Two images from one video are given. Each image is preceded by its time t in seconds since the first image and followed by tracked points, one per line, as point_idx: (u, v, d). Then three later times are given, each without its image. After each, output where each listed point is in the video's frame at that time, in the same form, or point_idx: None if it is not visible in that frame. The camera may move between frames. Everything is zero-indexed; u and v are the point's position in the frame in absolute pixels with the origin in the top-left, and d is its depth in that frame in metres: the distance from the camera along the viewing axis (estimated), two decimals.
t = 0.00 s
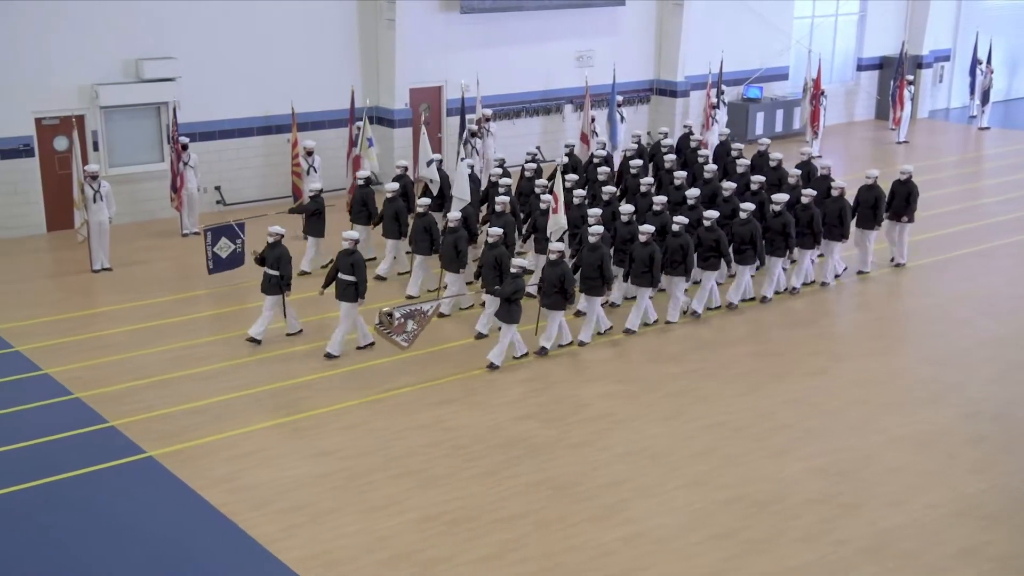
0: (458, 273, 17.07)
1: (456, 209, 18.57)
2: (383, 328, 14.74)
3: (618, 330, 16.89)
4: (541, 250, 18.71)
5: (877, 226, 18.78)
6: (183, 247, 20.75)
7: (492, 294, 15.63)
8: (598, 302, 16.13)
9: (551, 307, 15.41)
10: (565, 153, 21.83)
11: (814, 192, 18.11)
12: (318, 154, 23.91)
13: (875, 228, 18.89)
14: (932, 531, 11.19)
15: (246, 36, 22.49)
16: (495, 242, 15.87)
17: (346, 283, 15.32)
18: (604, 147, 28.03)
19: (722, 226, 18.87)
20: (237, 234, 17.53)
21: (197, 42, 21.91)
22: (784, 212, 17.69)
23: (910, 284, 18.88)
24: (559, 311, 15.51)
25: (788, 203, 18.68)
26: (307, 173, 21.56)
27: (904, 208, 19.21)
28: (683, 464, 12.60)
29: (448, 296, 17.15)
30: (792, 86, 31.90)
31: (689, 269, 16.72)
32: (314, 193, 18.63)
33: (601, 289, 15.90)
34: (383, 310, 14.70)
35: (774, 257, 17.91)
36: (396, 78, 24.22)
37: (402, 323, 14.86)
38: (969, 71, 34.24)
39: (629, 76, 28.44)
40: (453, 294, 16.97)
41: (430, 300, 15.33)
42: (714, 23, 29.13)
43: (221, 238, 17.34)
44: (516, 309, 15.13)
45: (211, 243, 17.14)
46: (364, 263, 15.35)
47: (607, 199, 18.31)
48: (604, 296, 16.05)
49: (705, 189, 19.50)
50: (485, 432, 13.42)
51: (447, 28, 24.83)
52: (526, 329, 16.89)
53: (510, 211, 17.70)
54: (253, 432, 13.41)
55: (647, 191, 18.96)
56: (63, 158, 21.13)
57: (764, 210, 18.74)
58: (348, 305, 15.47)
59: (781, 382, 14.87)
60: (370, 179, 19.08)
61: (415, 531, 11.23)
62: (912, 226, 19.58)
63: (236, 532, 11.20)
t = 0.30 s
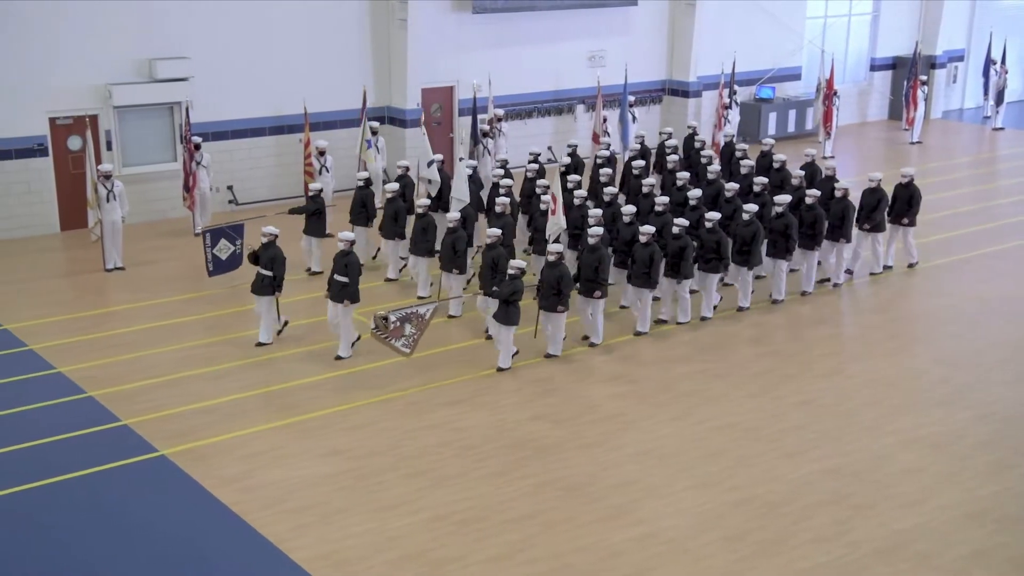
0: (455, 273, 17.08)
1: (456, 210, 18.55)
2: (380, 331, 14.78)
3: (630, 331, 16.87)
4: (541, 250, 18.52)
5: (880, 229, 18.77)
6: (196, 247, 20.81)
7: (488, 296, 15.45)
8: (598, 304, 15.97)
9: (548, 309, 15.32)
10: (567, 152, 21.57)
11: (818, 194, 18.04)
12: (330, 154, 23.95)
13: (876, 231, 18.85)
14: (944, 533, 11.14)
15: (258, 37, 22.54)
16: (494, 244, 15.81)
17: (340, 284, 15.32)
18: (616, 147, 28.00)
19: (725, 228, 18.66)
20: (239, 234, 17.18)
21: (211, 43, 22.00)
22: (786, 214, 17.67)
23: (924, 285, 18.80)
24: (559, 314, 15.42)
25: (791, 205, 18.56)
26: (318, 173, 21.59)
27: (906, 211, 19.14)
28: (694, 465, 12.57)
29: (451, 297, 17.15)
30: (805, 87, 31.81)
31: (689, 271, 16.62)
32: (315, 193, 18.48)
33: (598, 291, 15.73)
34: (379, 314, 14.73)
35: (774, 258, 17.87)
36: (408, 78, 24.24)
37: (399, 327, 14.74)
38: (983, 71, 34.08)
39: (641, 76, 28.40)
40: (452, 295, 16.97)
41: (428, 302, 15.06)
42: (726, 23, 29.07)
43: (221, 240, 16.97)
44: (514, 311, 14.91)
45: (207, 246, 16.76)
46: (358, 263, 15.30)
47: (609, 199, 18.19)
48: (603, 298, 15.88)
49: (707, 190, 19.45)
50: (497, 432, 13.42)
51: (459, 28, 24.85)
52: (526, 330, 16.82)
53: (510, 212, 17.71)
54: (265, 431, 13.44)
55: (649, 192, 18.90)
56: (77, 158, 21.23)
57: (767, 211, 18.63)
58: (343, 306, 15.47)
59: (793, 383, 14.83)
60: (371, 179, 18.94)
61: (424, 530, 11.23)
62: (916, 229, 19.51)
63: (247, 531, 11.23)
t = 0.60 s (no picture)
0: (452, 278, 16.84)
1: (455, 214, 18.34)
2: (375, 338, 14.54)
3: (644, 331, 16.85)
4: (541, 253, 18.46)
5: (883, 233, 18.57)
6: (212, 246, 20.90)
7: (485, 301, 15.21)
8: (597, 308, 15.77)
9: (545, 314, 15.21)
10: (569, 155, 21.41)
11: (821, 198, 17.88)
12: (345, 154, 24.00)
13: (879, 233, 18.68)
14: (959, 536, 11.08)
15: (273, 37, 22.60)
16: (492, 248, 15.60)
17: (334, 289, 15.18)
18: (631, 147, 27.96)
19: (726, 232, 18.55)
20: (239, 241, 16.84)
21: (229, 42, 22.09)
22: (788, 219, 17.51)
23: (940, 286, 18.72)
24: (557, 319, 15.30)
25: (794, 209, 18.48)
26: (333, 173, 21.58)
27: (912, 215, 18.82)
28: (708, 466, 12.55)
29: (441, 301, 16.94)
30: (821, 87, 31.68)
31: (689, 275, 16.50)
32: (314, 196, 18.26)
33: (592, 296, 15.51)
34: (374, 320, 14.51)
35: (774, 263, 17.72)
36: (423, 78, 24.27)
37: (394, 333, 14.58)
38: (1000, 72, 33.88)
39: (656, 77, 28.34)
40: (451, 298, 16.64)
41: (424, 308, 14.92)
42: (742, 24, 29.01)
43: (221, 245, 16.67)
44: (512, 316, 14.79)
45: (207, 251, 16.52)
46: (354, 267, 15.14)
47: (611, 202, 18.14)
48: (604, 303, 15.72)
49: (709, 195, 19.30)
50: (511, 432, 13.42)
51: (474, 29, 24.86)
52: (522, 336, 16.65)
53: (507, 215, 17.36)
54: (279, 430, 13.47)
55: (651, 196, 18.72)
56: (94, 157, 21.35)
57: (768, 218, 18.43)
58: (337, 311, 15.29)
59: (807, 385, 14.78)
60: (371, 181, 18.80)
61: (437, 530, 11.25)
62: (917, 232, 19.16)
63: (262, 530, 11.27)
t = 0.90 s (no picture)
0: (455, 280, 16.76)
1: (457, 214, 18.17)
2: (370, 341, 14.42)
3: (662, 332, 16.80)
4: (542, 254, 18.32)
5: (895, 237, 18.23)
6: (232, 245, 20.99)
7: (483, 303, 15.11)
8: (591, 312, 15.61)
9: (546, 317, 15.03)
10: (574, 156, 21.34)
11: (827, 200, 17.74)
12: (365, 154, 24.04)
13: (889, 237, 18.35)
14: (980, 540, 10.99)
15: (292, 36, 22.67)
16: (490, 249, 15.29)
17: (331, 292, 14.90)
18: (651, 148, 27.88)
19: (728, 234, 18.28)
20: (239, 241, 16.55)
21: (247, 40, 22.15)
22: (793, 221, 17.26)
23: (962, 289, 18.57)
24: (555, 322, 15.10)
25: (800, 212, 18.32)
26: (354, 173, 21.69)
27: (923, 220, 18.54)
28: (726, 468, 12.50)
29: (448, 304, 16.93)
30: (842, 88, 31.51)
31: (696, 278, 16.28)
32: (317, 196, 18.19)
33: (596, 299, 15.47)
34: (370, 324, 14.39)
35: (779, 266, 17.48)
36: (442, 78, 24.29)
37: (389, 336, 14.46)
38: None
39: (676, 77, 28.25)
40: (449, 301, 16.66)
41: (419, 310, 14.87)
42: (763, 24, 28.89)
43: (221, 245, 16.40)
44: (508, 318, 14.71)
45: (210, 251, 16.26)
46: (350, 270, 14.94)
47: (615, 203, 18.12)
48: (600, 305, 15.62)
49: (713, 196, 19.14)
50: (528, 433, 13.41)
51: (493, 29, 24.87)
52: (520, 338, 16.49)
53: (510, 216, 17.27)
54: (297, 429, 13.51)
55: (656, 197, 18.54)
56: (116, 157, 21.47)
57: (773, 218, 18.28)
58: (333, 313, 15.10)
59: (826, 387, 14.70)
60: (374, 182, 18.83)
61: (455, 530, 11.25)
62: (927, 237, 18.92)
63: (279, 529, 11.30)
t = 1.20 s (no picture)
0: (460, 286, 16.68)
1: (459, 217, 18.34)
2: (366, 346, 14.26)
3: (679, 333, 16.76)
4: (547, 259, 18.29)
5: (904, 242, 17.99)
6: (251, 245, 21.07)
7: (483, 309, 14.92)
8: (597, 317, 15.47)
9: (546, 322, 14.74)
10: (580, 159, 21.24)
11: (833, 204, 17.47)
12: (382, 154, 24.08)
13: (900, 244, 18.12)
14: (1000, 544, 10.90)
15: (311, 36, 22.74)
16: (492, 255, 15.36)
17: (330, 296, 14.77)
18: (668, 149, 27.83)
19: (734, 239, 18.28)
20: (240, 244, 16.67)
21: (266, 38, 22.23)
22: (799, 226, 17.09)
23: (982, 291, 18.45)
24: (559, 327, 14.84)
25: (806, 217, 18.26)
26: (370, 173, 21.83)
27: (932, 225, 18.43)
28: (744, 470, 12.45)
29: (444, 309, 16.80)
30: (861, 89, 31.37)
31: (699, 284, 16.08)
32: (319, 200, 18.35)
33: (599, 304, 15.26)
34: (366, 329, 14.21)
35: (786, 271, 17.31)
36: (460, 79, 24.32)
37: (386, 342, 14.26)
38: None
39: (694, 78, 28.19)
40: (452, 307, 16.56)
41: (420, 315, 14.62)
42: (782, 25, 28.80)
43: (222, 248, 16.49)
44: (508, 324, 14.44)
45: (209, 254, 16.34)
46: (349, 274, 14.75)
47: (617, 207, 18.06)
48: (603, 311, 15.42)
49: (719, 201, 19.09)
50: (544, 433, 13.40)
51: (511, 29, 24.89)
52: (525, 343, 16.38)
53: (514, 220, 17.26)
54: (314, 429, 13.54)
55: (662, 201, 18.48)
56: (135, 156, 21.57)
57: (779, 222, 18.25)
58: (333, 318, 14.92)
59: (844, 389, 14.63)
60: (378, 185, 18.81)
61: (471, 530, 11.25)
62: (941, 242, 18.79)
63: (296, 528, 11.32)
